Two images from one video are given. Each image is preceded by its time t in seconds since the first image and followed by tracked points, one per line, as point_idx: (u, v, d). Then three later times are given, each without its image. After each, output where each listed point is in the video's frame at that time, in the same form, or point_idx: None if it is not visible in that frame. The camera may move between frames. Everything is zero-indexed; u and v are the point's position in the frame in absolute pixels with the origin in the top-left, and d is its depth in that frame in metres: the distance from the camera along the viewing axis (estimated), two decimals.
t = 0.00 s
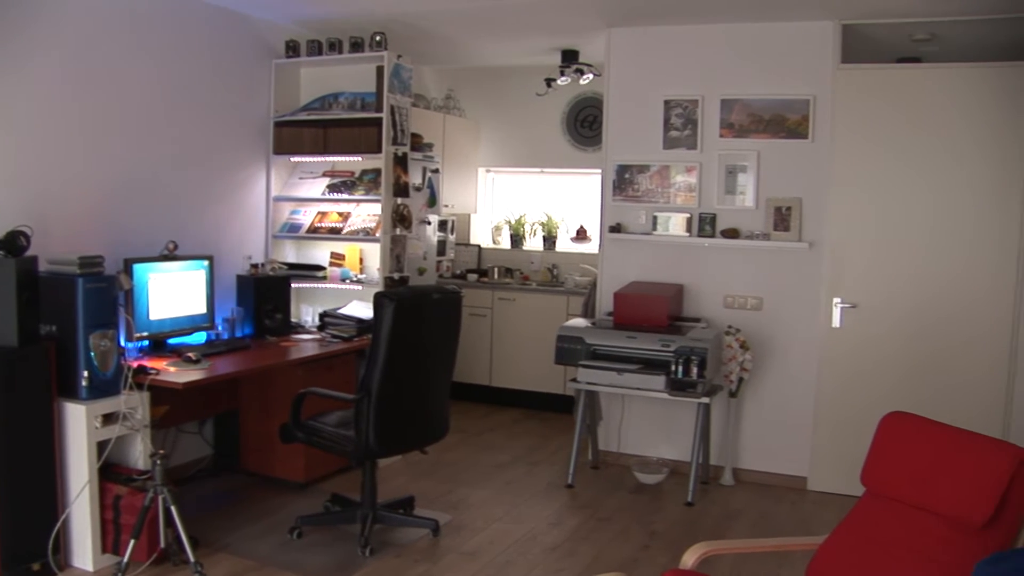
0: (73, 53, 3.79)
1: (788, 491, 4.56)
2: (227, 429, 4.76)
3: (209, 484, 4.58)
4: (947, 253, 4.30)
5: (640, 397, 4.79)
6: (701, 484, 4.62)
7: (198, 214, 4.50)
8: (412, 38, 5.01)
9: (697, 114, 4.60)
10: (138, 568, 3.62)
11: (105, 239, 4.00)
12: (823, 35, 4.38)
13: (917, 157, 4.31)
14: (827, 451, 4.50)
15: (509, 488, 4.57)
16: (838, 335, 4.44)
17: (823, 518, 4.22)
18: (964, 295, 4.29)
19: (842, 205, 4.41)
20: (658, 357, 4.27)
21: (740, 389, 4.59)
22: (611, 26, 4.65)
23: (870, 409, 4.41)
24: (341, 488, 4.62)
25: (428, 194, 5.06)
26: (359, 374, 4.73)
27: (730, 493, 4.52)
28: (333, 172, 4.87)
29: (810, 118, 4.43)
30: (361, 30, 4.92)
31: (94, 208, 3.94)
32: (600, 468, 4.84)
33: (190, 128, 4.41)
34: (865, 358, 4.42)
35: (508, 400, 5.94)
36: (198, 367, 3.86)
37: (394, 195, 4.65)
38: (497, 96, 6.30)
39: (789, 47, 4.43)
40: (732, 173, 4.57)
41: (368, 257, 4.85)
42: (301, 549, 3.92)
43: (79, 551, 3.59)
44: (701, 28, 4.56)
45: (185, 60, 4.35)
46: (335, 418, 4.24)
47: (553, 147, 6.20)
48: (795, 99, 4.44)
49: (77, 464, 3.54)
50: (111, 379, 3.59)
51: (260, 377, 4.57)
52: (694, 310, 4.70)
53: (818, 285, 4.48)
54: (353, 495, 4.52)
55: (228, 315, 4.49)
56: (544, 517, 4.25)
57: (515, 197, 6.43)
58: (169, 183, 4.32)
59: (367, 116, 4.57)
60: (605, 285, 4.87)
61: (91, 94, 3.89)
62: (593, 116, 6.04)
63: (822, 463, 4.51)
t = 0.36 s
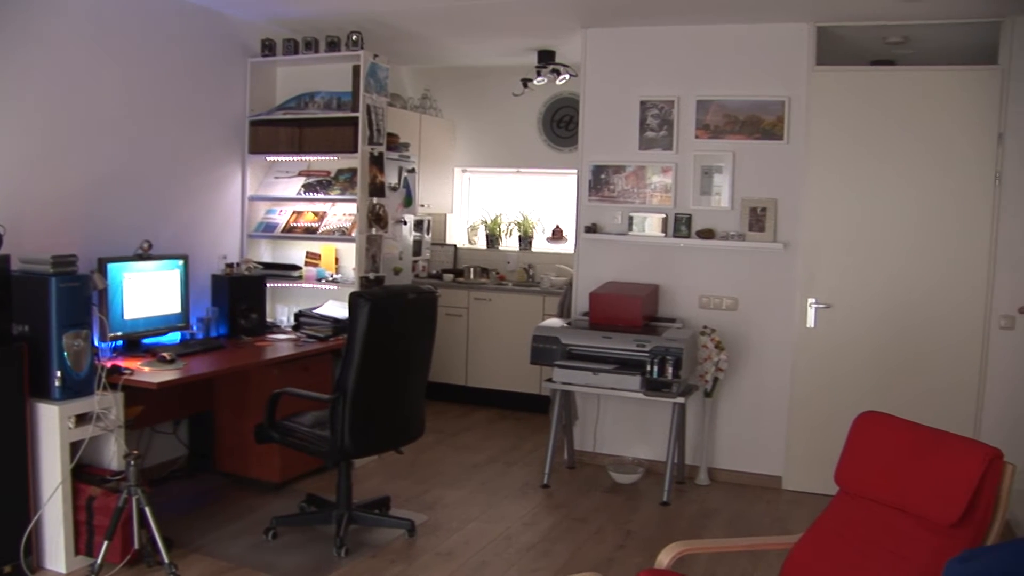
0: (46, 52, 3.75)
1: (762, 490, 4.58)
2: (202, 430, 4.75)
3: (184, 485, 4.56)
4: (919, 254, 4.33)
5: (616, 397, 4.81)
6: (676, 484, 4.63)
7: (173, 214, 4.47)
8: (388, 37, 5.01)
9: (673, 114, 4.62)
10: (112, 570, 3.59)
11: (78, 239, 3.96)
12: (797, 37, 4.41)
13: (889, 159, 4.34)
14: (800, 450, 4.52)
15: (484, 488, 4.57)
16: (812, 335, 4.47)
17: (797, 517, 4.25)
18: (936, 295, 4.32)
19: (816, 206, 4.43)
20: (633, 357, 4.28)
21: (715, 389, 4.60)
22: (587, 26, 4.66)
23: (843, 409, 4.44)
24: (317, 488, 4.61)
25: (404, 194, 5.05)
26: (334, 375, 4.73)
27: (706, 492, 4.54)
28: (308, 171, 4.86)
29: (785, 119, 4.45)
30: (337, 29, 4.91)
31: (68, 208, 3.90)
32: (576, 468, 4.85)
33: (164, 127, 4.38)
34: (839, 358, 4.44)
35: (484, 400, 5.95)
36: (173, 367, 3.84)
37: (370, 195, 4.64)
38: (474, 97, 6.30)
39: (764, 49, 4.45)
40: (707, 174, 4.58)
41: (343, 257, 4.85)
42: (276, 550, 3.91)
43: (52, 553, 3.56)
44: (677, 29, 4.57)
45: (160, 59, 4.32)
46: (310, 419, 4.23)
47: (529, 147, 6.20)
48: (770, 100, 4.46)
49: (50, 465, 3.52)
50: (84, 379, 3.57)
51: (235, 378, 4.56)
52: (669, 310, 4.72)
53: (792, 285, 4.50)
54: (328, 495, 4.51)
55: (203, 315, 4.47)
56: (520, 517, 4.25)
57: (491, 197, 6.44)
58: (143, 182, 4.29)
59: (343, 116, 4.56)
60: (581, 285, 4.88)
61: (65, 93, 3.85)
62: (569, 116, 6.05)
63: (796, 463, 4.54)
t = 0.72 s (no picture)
0: (18, 54, 3.71)
1: (739, 489, 4.60)
2: (178, 433, 4.73)
3: (160, 489, 4.53)
4: (892, 254, 4.36)
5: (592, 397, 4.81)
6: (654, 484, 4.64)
7: (147, 216, 4.44)
8: (364, 38, 5.00)
9: (649, 115, 4.63)
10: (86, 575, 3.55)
11: (51, 240, 3.92)
12: (772, 38, 4.42)
13: (861, 160, 4.37)
14: (776, 449, 4.54)
15: (461, 490, 4.57)
16: (787, 335, 4.48)
17: (774, 517, 4.26)
18: (911, 294, 4.35)
19: (792, 206, 4.45)
20: (610, 357, 4.29)
21: (692, 390, 4.61)
22: (562, 27, 4.66)
23: (818, 409, 4.47)
24: (293, 491, 4.60)
25: (381, 195, 5.05)
26: (311, 377, 4.72)
27: (683, 492, 4.55)
28: (284, 172, 4.83)
29: (760, 120, 4.47)
30: (313, 30, 4.89)
31: (41, 209, 3.86)
32: (553, 469, 4.85)
33: (139, 127, 4.35)
34: (814, 358, 4.46)
35: (461, 401, 5.94)
36: (148, 370, 3.81)
37: (345, 196, 4.63)
38: (452, 98, 6.30)
39: (739, 50, 4.47)
40: (683, 174, 4.60)
41: (320, 258, 4.83)
42: (253, 553, 3.89)
43: (25, 558, 3.53)
44: (652, 30, 4.58)
45: (134, 60, 4.28)
46: (287, 421, 4.22)
47: (506, 148, 6.20)
48: (746, 101, 4.48)
49: (23, 469, 3.49)
50: (58, 382, 3.54)
51: (211, 380, 4.54)
52: (646, 310, 4.72)
53: (768, 285, 4.52)
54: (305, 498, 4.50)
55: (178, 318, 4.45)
56: (497, 519, 4.25)
57: (467, 198, 6.44)
58: (117, 184, 4.25)
59: (319, 117, 4.55)
60: (558, 286, 4.88)
61: (38, 95, 3.81)
62: (546, 117, 6.06)
63: (772, 462, 4.55)
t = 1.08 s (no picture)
0: None
1: (715, 487, 4.61)
2: (153, 433, 4.71)
3: (134, 490, 4.50)
4: (865, 252, 4.38)
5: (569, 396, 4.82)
6: (630, 482, 4.64)
7: (122, 216, 4.40)
8: (340, 37, 4.98)
9: (624, 114, 4.63)
10: None
11: (23, 240, 3.87)
12: (748, 37, 4.44)
13: (835, 159, 4.39)
14: (753, 448, 4.55)
15: (438, 489, 4.56)
16: (763, 334, 4.50)
17: (750, 514, 4.27)
18: (886, 292, 4.37)
19: (767, 204, 4.46)
20: (586, 356, 4.29)
21: (668, 388, 4.62)
22: (538, 26, 4.66)
23: (794, 407, 4.48)
24: (269, 492, 4.58)
25: (356, 194, 5.04)
26: (287, 376, 4.71)
27: (660, 490, 4.55)
28: (259, 171, 4.82)
29: (736, 120, 4.48)
30: (288, 28, 4.88)
31: (12, 209, 3.81)
32: (530, 468, 4.85)
33: (114, 127, 4.32)
34: (789, 355, 4.48)
35: (437, 400, 5.94)
36: (122, 370, 3.78)
37: (320, 195, 4.62)
38: (428, 96, 6.28)
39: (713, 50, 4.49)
40: (659, 173, 4.61)
41: (295, 258, 4.82)
42: (229, 554, 3.87)
43: None
44: (628, 29, 4.59)
45: (108, 59, 4.24)
46: (262, 421, 4.20)
47: (483, 147, 6.19)
48: (721, 100, 4.49)
49: None
50: (30, 383, 3.51)
51: (186, 380, 4.52)
52: (622, 309, 4.73)
53: (743, 284, 4.54)
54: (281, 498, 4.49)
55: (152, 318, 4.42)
56: (474, 518, 4.25)
57: (443, 197, 6.43)
58: (91, 184, 4.21)
59: (294, 116, 4.54)
60: (534, 285, 4.87)
61: (10, 94, 3.76)
62: (522, 116, 6.06)
63: (748, 460, 4.57)
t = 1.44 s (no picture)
0: None
1: (691, 485, 4.62)
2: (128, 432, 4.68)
3: (109, 489, 4.47)
4: (839, 250, 4.40)
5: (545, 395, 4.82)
6: (607, 481, 4.65)
7: (96, 213, 4.36)
8: (317, 34, 4.96)
9: (602, 112, 4.63)
10: None
11: None
12: (725, 36, 4.45)
13: (811, 158, 4.40)
14: (729, 446, 4.56)
15: (414, 488, 4.56)
16: (739, 332, 4.51)
17: (726, 512, 4.28)
18: (861, 290, 4.39)
19: (743, 203, 4.47)
20: (562, 355, 4.29)
21: (644, 386, 4.63)
22: (515, 24, 4.66)
23: (770, 405, 4.50)
24: (246, 491, 4.57)
25: (333, 191, 5.02)
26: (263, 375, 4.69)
27: (636, 488, 4.56)
28: (235, 169, 4.83)
29: (712, 118, 4.49)
30: (264, 25, 4.86)
31: None
32: (507, 466, 4.85)
33: (89, 123, 4.27)
34: (765, 353, 4.49)
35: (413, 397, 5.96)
36: (97, 369, 3.75)
37: (297, 193, 4.61)
38: (406, 94, 6.27)
39: (689, 48, 4.50)
40: (637, 172, 4.61)
41: (271, 255, 4.83)
42: (204, 554, 3.85)
43: None
44: (605, 27, 4.59)
45: (82, 55, 4.19)
46: (238, 419, 4.18)
47: (460, 145, 6.19)
48: (698, 99, 4.50)
49: None
50: (3, 382, 3.46)
51: (161, 379, 4.49)
52: (599, 307, 4.74)
53: (720, 282, 4.55)
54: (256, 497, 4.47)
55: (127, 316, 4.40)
56: (451, 516, 4.24)
57: (420, 194, 6.43)
58: (65, 182, 4.16)
59: (270, 113, 4.53)
60: (510, 282, 4.87)
61: None
62: (499, 114, 6.06)
63: (724, 458, 4.58)
